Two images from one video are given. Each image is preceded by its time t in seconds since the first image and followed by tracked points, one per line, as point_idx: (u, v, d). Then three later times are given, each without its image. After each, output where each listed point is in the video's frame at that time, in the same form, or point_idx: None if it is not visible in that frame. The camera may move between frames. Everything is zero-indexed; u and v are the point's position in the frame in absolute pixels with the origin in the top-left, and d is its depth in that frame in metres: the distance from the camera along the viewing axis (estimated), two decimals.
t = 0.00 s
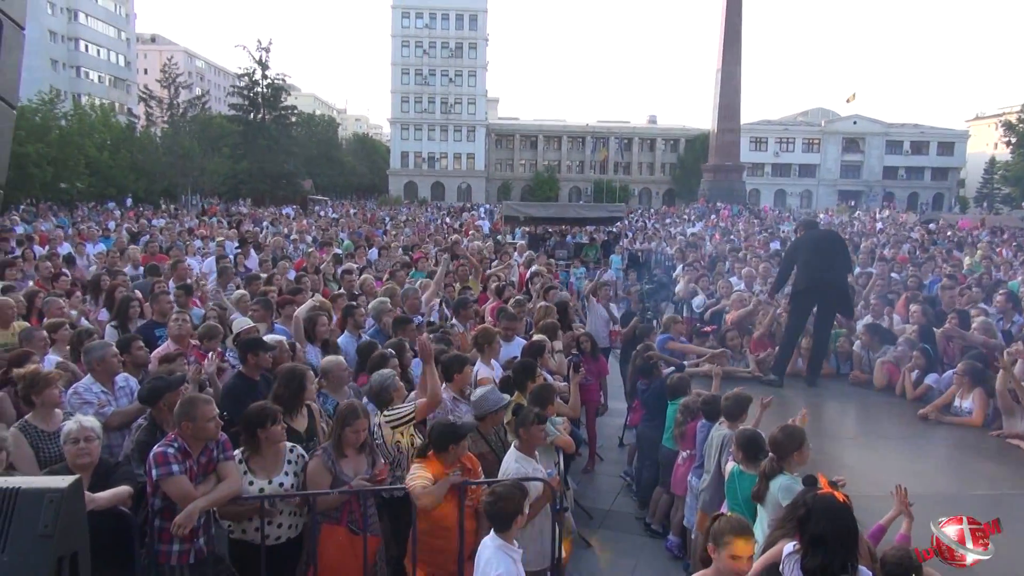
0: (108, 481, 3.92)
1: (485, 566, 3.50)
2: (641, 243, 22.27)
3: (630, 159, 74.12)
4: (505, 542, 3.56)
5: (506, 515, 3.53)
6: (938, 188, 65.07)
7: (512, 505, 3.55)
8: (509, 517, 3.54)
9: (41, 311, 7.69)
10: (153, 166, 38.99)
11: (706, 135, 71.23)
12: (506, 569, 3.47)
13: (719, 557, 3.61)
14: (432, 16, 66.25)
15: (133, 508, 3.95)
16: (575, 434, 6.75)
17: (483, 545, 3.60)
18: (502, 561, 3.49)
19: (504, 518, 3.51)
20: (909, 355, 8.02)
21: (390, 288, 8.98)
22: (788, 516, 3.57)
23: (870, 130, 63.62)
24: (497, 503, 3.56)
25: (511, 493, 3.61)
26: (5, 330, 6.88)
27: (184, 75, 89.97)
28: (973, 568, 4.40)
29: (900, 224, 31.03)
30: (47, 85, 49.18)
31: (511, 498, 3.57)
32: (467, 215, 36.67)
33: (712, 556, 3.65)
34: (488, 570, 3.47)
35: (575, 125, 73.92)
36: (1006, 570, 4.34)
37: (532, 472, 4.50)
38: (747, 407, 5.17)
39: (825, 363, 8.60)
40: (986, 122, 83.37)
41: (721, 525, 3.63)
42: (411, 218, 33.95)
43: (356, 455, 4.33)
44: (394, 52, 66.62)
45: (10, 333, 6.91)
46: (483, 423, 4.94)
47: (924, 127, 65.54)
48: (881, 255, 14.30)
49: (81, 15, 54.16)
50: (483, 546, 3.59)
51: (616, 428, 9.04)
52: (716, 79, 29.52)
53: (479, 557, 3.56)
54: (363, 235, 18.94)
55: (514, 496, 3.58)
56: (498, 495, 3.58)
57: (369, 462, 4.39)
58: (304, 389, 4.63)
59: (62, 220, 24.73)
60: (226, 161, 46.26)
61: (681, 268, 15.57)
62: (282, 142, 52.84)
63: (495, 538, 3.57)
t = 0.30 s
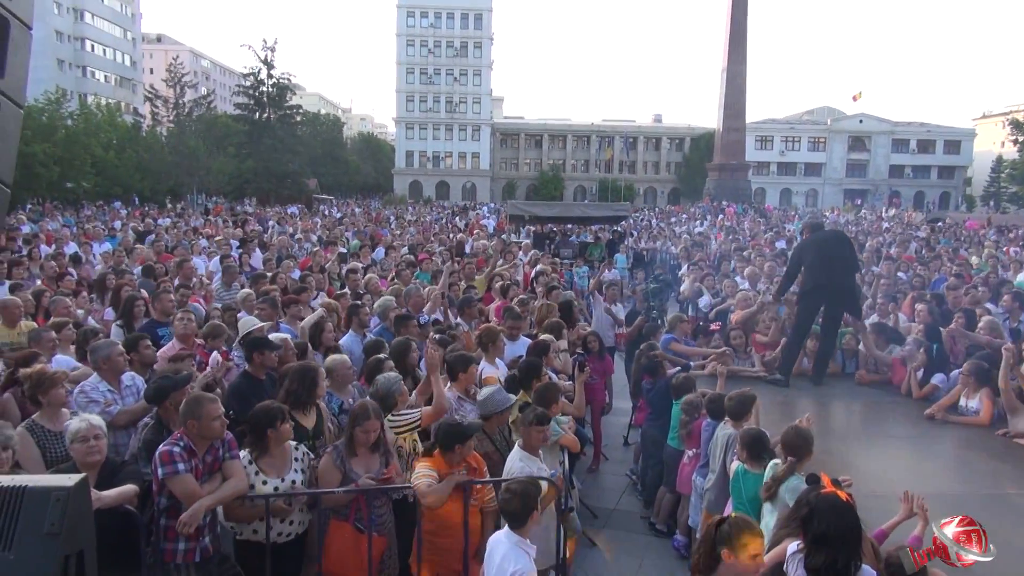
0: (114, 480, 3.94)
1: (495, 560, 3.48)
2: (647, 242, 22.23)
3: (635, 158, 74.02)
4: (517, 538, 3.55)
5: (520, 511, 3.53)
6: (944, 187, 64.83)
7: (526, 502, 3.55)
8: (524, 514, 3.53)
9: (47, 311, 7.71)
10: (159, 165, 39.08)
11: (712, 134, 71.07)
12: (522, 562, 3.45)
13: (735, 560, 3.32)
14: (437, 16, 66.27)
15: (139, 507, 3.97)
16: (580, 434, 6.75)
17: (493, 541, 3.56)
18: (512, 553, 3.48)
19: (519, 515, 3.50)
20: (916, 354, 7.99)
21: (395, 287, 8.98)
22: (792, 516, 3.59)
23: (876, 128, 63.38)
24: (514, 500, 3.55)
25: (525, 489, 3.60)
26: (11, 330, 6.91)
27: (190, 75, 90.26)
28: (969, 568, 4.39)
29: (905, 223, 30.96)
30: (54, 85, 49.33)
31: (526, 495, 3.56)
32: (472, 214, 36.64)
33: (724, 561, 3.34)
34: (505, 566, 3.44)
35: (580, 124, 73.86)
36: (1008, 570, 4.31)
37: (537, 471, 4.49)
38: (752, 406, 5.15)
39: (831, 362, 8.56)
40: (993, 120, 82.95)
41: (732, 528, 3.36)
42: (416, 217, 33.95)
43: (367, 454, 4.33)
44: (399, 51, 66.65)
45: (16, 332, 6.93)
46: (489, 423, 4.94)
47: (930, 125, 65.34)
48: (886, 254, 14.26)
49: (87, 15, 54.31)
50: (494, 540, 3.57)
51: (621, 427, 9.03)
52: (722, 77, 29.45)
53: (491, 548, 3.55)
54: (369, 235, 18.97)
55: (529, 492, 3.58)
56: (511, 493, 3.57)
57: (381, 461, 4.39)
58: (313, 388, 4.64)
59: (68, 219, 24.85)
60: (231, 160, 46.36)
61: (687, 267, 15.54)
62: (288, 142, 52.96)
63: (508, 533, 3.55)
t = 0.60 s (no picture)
0: (125, 479, 3.97)
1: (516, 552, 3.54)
2: (655, 241, 22.20)
3: (644, 158, 73.90)
4: (536, 532, 3.56)
5: (538, 506, 3.54)
6: (954, 186, 64.46)
7: (543, 498, 3.56)
8: (543, 510, 3.55)
9: (57, 311, 7.76)
10: (169, 166, 39.28)
11: (720, 133, 70.85)
12: (543, 560, 3.47)
13: (743, 560, 3.31)
14: (445, 16, 66.38)
15: (150, 506, 3.99)
16: (588, 433, 6.76)
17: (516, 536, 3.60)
18: (532, 547, 3.52)
19: (537, 510, 3.51)
20: (926, 352, 7.95)
21: (402, 287, 9.00)
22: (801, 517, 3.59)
23: (885, 127, 63.05)
24: (533, 495, 3.57)
25: (545, 485, 3.61)
26: (22, 330, 6.96)
27: (199, 75, 90.74)
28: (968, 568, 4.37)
29: (915, 221, 30.80)
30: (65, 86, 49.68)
31: (544, 491, 3.58)
32: (480, 214, 36.67)
33: (733, 561, 3.34)
34: (525, 561, 3.48)
35: (588, 123, 73.80)
36: (1015, 570, 4.28)
37: (546, 469, 4.50)
38: (760, 406, 5.14)
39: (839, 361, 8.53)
40: (1005, 118, 82.35)
41: (737, 528, 3.36)
42: (425, 217, 33.99)
43: (379, 454, 4.34)
44: (407, 51, 66.78)
45: (28, 332, 6.99)
46: (497, 423, 4.94)
47: (941, 123, 64.95)
48: (896, 253, 14.20)
49: (97, 16, 54.64)
50: (516, 535, 3.59)
51: (629, 427, 9.03)
52: (730, 77, 29.38)
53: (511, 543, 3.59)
54: (377, 235, 19.03)
55: (549, 488, 3.59)
56: (534, 488, 3.58)
57: (394, 459, 4.40)
58: (320, 388, 4.65)
59: (79, 219, 25.03)
60: (240, 160, 46.58)
61: (695, 266, 15.51)
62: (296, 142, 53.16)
63: (527, 528, 3.57)
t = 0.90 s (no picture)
0: (136, 479, 3.99)
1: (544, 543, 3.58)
2: (663, 241, 22.15)
3: (651, 156, 73.72)
4: (559, 523, 3.59)
5: (559, 499, 3.56)
6: (965, 184, 64.08)
7: (565, 490, 3.57)
8: (565, 501, 3.56)
9: (68, 311, 7.81)
10: (178, 167, 39.47)
11: (728, 131, 70.60)
12: (572, 551, 3.49)
13: (752, 560, 3.31)
14: (452, 15, 66.42)
15: (160, 506, 4.01)
16: (597, 433, 6.73)
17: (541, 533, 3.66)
18: (557, 538, 3.55)
19: (562, 502, 3.53)
20: (936, 352, 7.89)
21: (411, 287, 9.02)
22: (811, 515, 3.59)
23: (895, 125, 62.71)
24: (554, 488, 3.60)
25: (567, 478, 3.62)
26: (34, 331, 7.01)
27: (208, 76, 91.19)
28: (972, 567, 4.33)
29: (924, 220, 30.65)
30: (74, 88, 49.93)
31: (567, 483, 3.59)
32: (487, 214, 36.66)
33: (742, 560, 3.34)
34: (553, 553, 3.51)
35: (595, 122, 73.71)
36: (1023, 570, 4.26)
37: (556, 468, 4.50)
38: (769, 405, 5.12)
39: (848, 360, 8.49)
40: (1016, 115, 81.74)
41: (750, 526, 3.35)
42: (432, 216, 34.01)
43: (388, 454, 4.35)
44: (414, 51, 66.83)
45: (39, 333, 7.03)
46: (508, 423, 4.93)
47: (951, 121, 64.56)
48: (906, 252, 14.11)
49: (107, 17, 54.92)
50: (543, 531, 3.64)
51: (637, 427, 9.00)
52: (738, 75, 29.27)
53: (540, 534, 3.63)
54: (384, 235, 19.04)
55: (571, 481, 3.60)
56: (555, 480, 3.60)
57: (401, 460, 4.41)
58: (321, 388, 4.65)
59: (88, 220, 25.18)
60: (248, 160, 46.75)
61: (703, 266, 15.47)
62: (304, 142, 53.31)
63: (553, 519, 3.60)
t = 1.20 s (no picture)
0: (144, 479, 4.01)
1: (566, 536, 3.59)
2: (668, 240, 22.11)
3: (657, 156, 73.61)
4: (584, 517, 3.62)
5: (585, 493, 3.60)
6: (971, 182, 63.89)
7: (591, 483, 3.62)
8: (591, 495, 3.61)
9: (76, 312, 7.85)
10: (184, 167, 39.55)
11: (734, 131, 70.45)
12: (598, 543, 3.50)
13: (758, 560, 3.30)
14: (457, 15, 66.44)
15: (167, 506, 4.03)
16: (603, 434, 6.72)
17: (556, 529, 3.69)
18: (583, 529, 3.57)
19: (588, 497, 3.57)
20: (943, 351, 7.86)
21: (417, 287, 9.03)
22: (819, 514, 3.59)
23: (901, 123, 62.51)
24: (578, 483, 3.64)
25: (592, 473, 3.67)
26: (43, 332, 7.05)
27: (213, 77, 91.43)
28: (977, 567, 4.30)
29: (931, 218, 30.52)
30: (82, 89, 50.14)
31: (593, 477, 3.64)
32: (492, 214, 36.66)
33: (748, 559, 3.34)
34: (583, 542, 3.52)
35: (600, 122, 73.64)
36: None
37: (562, 467, 4.49)
38: (775, 406, 5.11)
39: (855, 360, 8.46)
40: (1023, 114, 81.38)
41: (757, 527, 3.34)
42: (438, 216, 34.06)
43: (392, 456, 4.36)
44: (419, 51, 66.87)
45: (48, 334, 7.07)
46: (514, 422, 4.92)
47: (958, 120, 64.30)
48: (913, 250, 14.05)
49: (113, 18, 55.17)
50: (558, 525, 3.68)
51: (643, 427, 8.99)
52: (744, 74, 29.21)
53: (560, 528, 3.64)
54: (389, 235, 19.06)
55: (595, 476, 3.65)
56: (581, 475, 3.65)
57: (403, 461, 4.42)
58: (325, 390, 4.65)
59: (94, 221, 25.29)
60: (254, 161, 46.88)
61: (708, 265, 15.44)
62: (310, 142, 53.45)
63: (576, 510, 3.65)
